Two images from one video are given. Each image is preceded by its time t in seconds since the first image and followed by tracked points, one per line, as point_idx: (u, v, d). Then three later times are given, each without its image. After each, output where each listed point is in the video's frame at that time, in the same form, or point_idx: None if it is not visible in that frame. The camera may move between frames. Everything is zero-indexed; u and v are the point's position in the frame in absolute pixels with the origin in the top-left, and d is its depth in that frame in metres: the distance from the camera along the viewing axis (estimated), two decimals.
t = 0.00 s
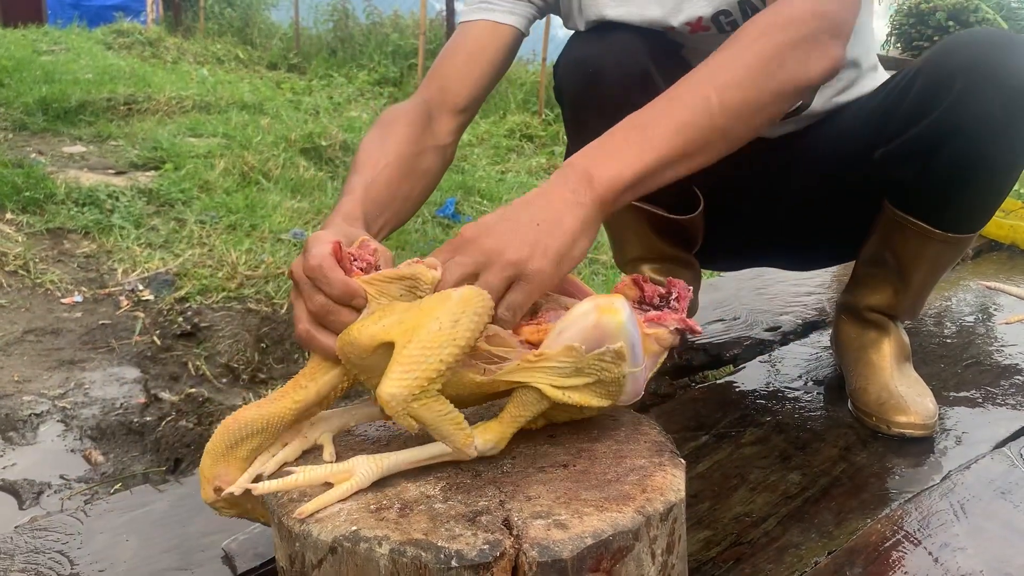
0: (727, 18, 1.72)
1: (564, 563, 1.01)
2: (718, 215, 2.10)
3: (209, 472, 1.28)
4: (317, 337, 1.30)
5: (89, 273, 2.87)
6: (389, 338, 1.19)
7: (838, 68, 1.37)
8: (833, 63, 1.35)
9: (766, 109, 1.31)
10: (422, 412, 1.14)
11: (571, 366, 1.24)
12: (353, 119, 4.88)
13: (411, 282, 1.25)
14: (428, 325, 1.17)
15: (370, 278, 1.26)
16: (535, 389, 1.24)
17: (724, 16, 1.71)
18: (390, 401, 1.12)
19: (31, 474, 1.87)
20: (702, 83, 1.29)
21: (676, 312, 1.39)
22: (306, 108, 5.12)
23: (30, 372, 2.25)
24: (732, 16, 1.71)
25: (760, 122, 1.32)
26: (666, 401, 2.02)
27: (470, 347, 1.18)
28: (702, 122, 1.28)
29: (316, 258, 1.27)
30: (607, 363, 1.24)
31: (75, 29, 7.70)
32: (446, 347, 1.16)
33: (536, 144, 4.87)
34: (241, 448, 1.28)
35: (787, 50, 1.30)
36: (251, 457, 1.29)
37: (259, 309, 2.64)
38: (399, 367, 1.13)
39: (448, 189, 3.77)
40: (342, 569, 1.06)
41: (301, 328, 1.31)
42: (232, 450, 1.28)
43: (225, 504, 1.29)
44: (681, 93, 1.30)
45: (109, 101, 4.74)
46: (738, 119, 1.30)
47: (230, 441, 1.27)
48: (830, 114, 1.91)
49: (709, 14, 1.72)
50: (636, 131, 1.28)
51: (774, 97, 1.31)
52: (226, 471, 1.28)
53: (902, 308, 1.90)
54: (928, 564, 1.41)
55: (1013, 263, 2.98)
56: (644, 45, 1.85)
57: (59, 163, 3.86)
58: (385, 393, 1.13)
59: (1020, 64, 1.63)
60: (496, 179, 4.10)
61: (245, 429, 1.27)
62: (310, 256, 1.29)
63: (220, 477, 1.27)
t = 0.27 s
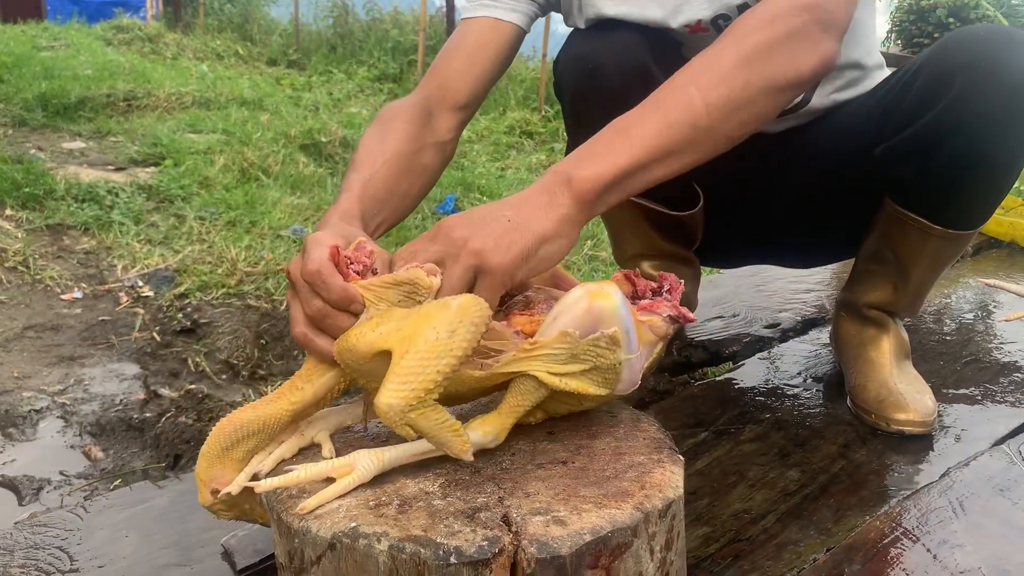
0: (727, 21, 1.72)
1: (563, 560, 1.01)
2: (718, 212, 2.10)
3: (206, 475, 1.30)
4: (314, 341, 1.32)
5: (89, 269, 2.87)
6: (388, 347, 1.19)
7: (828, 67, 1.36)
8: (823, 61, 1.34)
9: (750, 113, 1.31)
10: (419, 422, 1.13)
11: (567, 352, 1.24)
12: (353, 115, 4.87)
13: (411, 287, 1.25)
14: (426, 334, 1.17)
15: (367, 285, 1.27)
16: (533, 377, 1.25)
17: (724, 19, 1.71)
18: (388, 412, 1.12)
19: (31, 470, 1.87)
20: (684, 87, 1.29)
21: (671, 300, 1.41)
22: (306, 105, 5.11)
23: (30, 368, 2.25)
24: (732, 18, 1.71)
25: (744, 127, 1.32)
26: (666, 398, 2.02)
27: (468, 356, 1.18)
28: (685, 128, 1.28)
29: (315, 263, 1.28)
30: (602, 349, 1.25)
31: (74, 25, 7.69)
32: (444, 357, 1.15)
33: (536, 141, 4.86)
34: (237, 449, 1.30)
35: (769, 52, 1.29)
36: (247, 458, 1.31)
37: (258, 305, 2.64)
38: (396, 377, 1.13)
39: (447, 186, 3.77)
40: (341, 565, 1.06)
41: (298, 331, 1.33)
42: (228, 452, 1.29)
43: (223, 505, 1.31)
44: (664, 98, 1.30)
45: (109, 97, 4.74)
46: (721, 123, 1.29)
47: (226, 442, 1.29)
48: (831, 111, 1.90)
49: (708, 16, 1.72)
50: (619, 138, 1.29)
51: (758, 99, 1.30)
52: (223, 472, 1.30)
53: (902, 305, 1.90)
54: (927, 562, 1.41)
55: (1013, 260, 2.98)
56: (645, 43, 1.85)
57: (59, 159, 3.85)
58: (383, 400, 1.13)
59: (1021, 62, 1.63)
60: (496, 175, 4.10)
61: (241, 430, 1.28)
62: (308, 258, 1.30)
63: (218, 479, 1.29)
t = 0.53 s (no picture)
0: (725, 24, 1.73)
1: (564, 559, 1.01)
2: (718, 210, 2.09)
3: (206, 483, 1.30)
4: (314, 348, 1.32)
5: (88, 267, 2.86)
6: (389, 357, 1.19)
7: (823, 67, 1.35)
8: (817, 63, 1.34)
9: (743, 117, 1.31)
10: (424, 431, 1.14)
11: (561, 335, 1.25)
12: (352, 114, 4.87)
13: (410, 294, 1.25)
14: (427, 343, 1.16)
15: (367, 294, 1.26)
16: (530, 361, 1.25)
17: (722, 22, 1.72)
18: (393, 424, 1.12)
19: (31, 469, 1.87)
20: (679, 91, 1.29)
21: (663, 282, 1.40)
22: (305, 103, 5.11)
23: (30, 367, 2.25)
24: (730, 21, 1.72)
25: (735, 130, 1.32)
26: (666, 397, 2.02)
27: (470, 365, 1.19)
28: (680, 133, 1.28)
29: (316, 273, 1.28)
30: (596, 331, 1.26)
31: (73, 23, 7.68)
32: (445, 367, 1.15)
33: (536, 139, 4.86)
34: (237, 455, 1.30)
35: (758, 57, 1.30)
36: (248, 464, 1.31)
37: (258, 304, 2.64)
38: (399, 390, 1.13)
39: (447, 184, 3.77)
40: (341, 564, 1.06)
41: (298, 339, 1.33)
42: (228, 458, 1.30)
43: (225, 513, 1.31)
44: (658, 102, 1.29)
45: (108, 95, 4.73)
46: (715, 128, 1.30)
47: (226, 449, 1.29)
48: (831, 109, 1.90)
49: (707, 21, 1.73)
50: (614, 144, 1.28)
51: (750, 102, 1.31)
52: (223, 479, 1.30)
53: (902, 304, 1.90)
54: (927, 560, 1.41)
55: (1013, 259, 2.98)
56: (645, 42, 1.85)
57: (58, 158, 3.85)
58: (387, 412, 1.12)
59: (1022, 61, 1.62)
60: (496, 174, 4.09)
61: (241, 437, 1.29)
62: (308, 267, 1.31)
63: (218, 486, 1.30)
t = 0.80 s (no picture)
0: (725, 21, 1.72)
1: (567, 556, 1.01)
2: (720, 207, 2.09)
3: (205, 494, 1.28)
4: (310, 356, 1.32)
5: (89, 266, 2.86)
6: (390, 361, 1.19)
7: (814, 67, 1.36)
8: (809, 60, 1.34)
9: (736, 117, 1.32)
10: (429, 430, 1.13)
11: (552, 309, 1.27)
12: (353, 111, 4.86)
13: (403, 296, 1.26)
14: (424, 345, 1.16)
15: (360, 303, 1.27)
16: (524, 337, 1.27)
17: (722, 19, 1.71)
18: (398, 428, 1.11)
19: (33, 467, 1.87)
20: (672, 89, 1.29)
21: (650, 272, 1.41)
22: (306, 101, 5.10)
23: (31, 365, 2.25)
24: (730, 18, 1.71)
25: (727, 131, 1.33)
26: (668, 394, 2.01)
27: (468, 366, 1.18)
28: (674, 134, 1.29)
29: (309, 284, 1.28)
30: (583, 304, 1.27)
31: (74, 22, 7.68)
32: (444, 367, 1.15)
33: (537, 137, 4.86)
34: (236, 463, 1.29)
35: (750, 56, 1.30)
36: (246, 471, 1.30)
37: (259, 302, 2.63)
38: (400, 395, 1.12)
39: (448, 182, 3.77)
40: (343, 562, 1.06)
41: (294, 348, 1.33)
42: (226, 466, 1.29)
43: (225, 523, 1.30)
44: (652, 99, 1.29)
45: (109, 94, 4.73)
46: (709, 129, 1.30)
47: (223, 458, 1.28)
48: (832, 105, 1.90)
49: (707, 17, 1.72)
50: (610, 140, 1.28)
51: (743, 103, 1.31)
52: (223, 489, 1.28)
53: (904, 301, 1.89)
54: (931, 557, 1.40)
55: (1015, 256, 2.98)
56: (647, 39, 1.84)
57: (59, 156, 3.85)
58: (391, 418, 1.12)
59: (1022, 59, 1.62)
60: (497, 172, 4.09)
61: (237, 445, 1.28)
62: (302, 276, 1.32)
63: (217, 496, 1.28)
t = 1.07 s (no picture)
0: (728, 13, 1.71)
1: (567, 553, 1.00)
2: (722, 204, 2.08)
3: (201, 491, 1.31)
4: (306, 356, 1.30)
5: (90, 264, 2.86)
6: (403, 349, 1.18)
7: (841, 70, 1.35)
8: (838, 64, 1.34)
9: (769, 117, 1.32)
10: (450, 412, 1.15)
11: (558, 305, 1.27)
12: (354, 109, 4.86)
13: (405, 287, 1.27)
14: (438, 327, 1.15)
15: (361, 303, 1.26)
16: (531, 332, 1.27)
17: (725, 12, 1.71)
18: (421, 411, 1.12)
19: (34, 465, 1.87)
20: (713, 84, 1.27)
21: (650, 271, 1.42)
22: (307, 99, 5.10)
23: (32, 363, 2.25)
24: (733, 11, 1.70)
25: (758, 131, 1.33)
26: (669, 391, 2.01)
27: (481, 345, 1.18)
28: (708, 131, 1.28)
29: (315, 286, 1.26)
30: (590, 301, 1.27)
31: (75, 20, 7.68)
32: (461, 347, 1.15)
33: (538, 134, 4.85)
34: (230, 459, 1.31)
35: (789, 56, 1.29)
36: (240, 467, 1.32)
37: (260, 300, 2.63)
38: (421, 377, 1.13)
39: (449, 180, 3.77)
40: (344, 559, 1.06)
41: (288, 347, 1.31)
42: (221, 462, 1.31)
43: (223, 520, 1.31)
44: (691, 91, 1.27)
45: (110, 92, 4.73)
46: (741, 128, 1.30)
47: (217, 454, 1.31)
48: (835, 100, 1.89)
49: (709, 9, 1.71)
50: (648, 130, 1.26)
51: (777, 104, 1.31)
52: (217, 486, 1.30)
53: (906, 297, 1.89)
54: (932, 554, 1.40)
55: (1017, 252, 2.97)
56: (648, 34, 1.83)
57: (60, 155, 3.85)
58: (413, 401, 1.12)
59: None
60: (498, 169, 4.09)
61: (231, 440, 1.30)
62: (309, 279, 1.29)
63: (212, 493, 1.29)
